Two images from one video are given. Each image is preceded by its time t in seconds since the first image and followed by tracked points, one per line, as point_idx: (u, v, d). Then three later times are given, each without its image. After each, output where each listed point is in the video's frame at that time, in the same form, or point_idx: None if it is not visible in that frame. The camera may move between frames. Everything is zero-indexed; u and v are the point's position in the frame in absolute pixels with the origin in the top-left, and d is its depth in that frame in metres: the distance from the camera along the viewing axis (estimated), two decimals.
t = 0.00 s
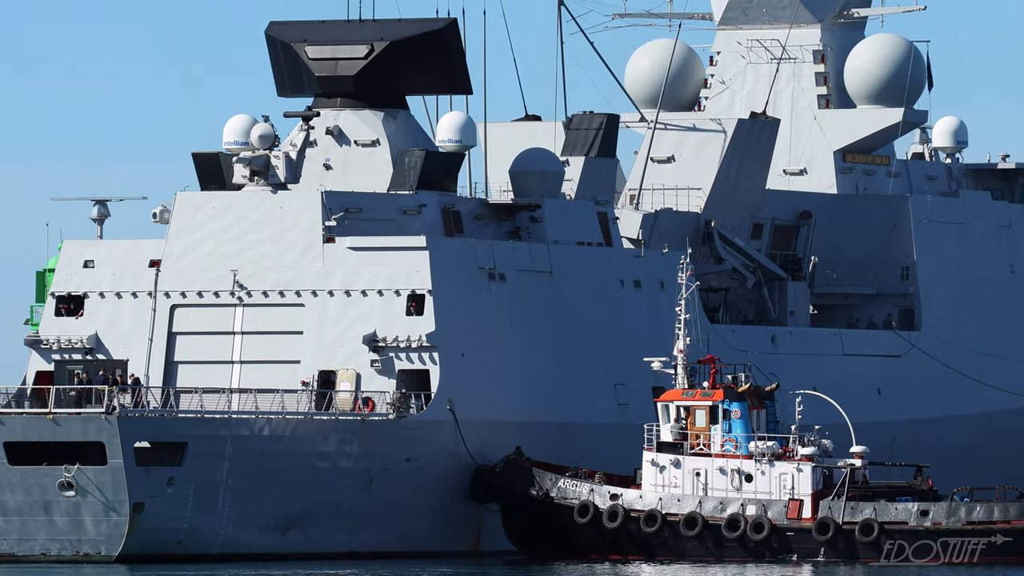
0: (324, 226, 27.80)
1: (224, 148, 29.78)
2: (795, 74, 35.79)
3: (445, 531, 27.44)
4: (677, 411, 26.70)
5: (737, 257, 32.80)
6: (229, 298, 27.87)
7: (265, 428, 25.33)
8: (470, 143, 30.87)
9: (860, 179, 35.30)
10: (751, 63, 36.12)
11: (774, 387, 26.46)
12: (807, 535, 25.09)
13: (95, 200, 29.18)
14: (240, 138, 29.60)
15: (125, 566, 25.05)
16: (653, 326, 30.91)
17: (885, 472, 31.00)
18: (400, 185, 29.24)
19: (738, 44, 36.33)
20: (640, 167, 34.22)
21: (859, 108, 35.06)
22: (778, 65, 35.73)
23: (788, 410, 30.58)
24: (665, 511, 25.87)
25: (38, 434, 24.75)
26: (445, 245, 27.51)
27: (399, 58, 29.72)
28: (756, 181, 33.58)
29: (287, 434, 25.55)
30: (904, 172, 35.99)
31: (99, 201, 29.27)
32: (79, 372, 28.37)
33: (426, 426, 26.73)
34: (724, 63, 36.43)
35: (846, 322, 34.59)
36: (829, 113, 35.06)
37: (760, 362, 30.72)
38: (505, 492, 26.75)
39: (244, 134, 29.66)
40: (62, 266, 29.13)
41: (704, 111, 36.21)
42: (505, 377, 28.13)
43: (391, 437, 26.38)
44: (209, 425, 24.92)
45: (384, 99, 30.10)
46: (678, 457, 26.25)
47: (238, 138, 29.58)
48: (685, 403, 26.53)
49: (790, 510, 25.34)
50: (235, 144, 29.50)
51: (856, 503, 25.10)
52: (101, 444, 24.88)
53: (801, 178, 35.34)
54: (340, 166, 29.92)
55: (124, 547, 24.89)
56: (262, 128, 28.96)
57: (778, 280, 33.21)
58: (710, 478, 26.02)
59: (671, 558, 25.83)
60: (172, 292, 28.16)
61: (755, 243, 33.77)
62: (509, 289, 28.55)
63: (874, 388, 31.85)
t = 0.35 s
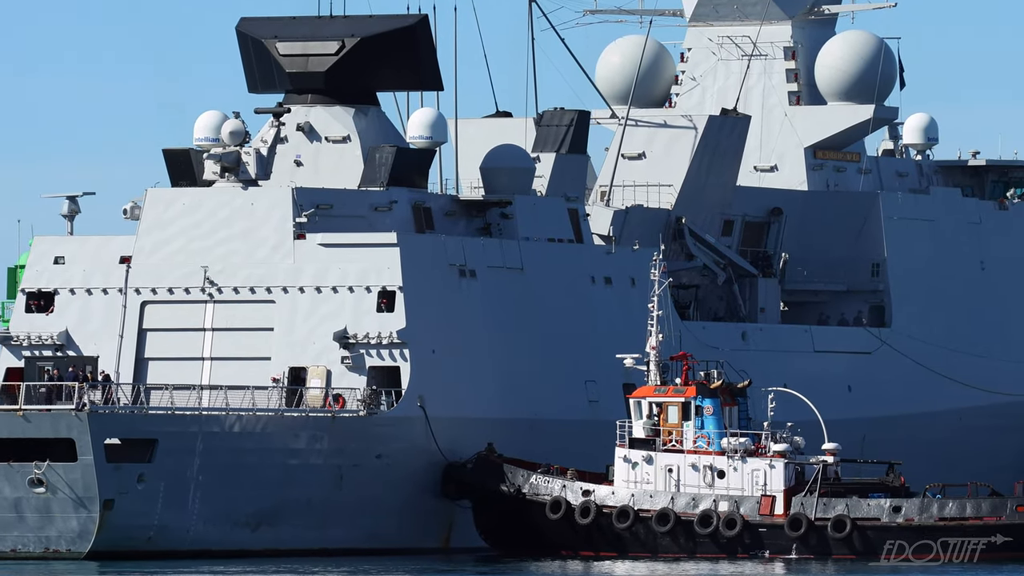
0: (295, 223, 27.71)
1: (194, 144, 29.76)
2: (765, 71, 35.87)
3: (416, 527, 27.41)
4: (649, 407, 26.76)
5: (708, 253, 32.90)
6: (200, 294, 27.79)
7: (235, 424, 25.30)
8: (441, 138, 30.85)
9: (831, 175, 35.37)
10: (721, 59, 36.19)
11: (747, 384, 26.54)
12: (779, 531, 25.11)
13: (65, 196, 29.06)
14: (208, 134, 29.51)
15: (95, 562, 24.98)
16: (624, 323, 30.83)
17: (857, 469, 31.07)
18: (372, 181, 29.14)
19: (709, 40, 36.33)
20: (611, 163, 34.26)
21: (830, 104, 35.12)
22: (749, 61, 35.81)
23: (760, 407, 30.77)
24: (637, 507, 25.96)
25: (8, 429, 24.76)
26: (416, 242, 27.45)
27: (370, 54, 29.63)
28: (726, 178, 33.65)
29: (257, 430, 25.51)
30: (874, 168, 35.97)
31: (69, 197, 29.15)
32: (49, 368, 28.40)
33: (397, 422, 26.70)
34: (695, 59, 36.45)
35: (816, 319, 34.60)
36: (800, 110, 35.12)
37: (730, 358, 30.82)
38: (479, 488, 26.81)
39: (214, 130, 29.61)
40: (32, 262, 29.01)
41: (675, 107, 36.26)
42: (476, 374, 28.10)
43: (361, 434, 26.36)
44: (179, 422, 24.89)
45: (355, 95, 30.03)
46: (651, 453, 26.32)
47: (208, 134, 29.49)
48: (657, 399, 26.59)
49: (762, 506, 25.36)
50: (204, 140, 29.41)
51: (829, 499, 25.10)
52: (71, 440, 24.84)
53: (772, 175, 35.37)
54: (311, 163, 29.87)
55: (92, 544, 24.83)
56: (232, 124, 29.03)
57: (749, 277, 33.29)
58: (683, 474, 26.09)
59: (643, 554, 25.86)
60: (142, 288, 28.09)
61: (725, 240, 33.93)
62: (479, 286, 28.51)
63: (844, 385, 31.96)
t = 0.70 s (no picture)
0: (264, 222, 27.64)
1: (164, 143, 29.64)
2: (735, 70, 35.92)
3: (386, 526, 27.36)
4: (621, 407, 26.82)
5: (677, 253, 32.98)
6: (169, 294, 27.70)
7: (205, 423, 25.30)
8: (411, 138, 30.80)
9: (801, 175, 35.48)
10: (691, 59, 36.26)
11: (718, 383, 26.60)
12: (750, 530, 25.16)
13: (34, 194, 28.93)
14: (180, 134, 29.39)
15: (64, 562, 24.87)
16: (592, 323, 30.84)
17: (827, 468, 31.14)
18: (341, 181, 29.20)
19: (679, 40, 36.45)
20: (581, 162, 34.36)
21: (800, 104, 35.23)
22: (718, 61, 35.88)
23: (732, 407, 30.75)
24: (608, 505, 25.99)
25: None
26: (386, 241, 27.40)
27: (340, 53, 29.59)
28: (696, 177, 33.77)
29: (227, 430, 25.50)
30: (844, 168, 36.12)
31: (38, 196, 29.02)
32: (17, 368, 28.46)
33: (366, 422, 26.69)
34: (665, 59, 36.51)
35: (786, 318, 34.75)
36: (770, 109, 35.21)
37: (700, 358, 30.91)
38: (450, 488, 26.88)
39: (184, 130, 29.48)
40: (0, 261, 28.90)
41: (645, 107, 36.33)
42: (446, 373, 28.06)
43: (330, 433, 26.34)
44: (148, 421, 24.86)
45: (325, 95, 29.99)
46: (622, 452, 26.37)
47: (178, 134, 29.41)
48: (629, 399, 26.66)
49: (734, 505, 25.45)
50: (174, 140, 29.33)
51: (800, 498, 25.19)
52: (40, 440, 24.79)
53: (742, 174, 35.49)
54: (280, 162, 29.78)
55: (61, 543, 24.69)
56: (202, 124, 29.09)
57: (718, 276, 33.38)
58: (654, 473, 26.13)
59: (614, 553, 25.91)
60: (112, 288, 28.00)
61: (695, 239, 34.03)
62: (449, 285, 28.45)
63: (814, 384, 32.07)
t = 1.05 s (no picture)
0: (223, 220, 27.56)
1: (123, 140, 29.42)
2: (694, 69, 36.06)
3: (345, 524, 27.34)
4: (581, 405, 26.90)
5: (636, 252, 33.06)
6: (128, 292, 27.59)
7: (163, 422, 25.23)
8: (369, 137, 30.87)
9: (759, 174, 35.56)
10: (650, 58, 36.37)
11: (678, 381, 26.63)
12: (710, 528, 25.28)
13: None
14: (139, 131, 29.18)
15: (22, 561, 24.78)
16: (550, 323, 30.72)
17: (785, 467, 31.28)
18: (299, 180, 29.05)
19: (638, 38, 36.54)
20: (539, 161, 34.40)
21: (758, 103, 35.36)
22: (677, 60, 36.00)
23: (692, 405, 30.98)
24: (568, 504, 26.10)
25: None
26: (345, 240, 27.40)
27: (299, 51, 29.54)
28: (655, 176, 33.89)
29: (185, 428, 25.44)
30: (803, 167, 36.29)
31: None
32: None
33: (324, 420, 26.64)
34: (624, 57, 36.64)
35: (745, 317, 34.89)
36: (728, 108, 35.35)
37: (659, 357, 31.06)
38: (410, 485, 26.91)
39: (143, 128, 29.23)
40: None
41: (603, 105, 36.46)
42: (406, 372, 28.03)
43: (288, 432, 26.30)
44: (106, 420, 24.79)
45: (284, 93, 29.92)
46: (583, 450, 26.44)
47: (137, 132, 29.16)
48: (589, 397, 26.71)
49: (694, 504, 25.55)
50: (134, 137, 29.13)
51: (760, 496, 25.35)
52: None
53: (700, 173, 35.61)
54: (239, 160, 29.77)
55: (18, 542, 24.60)
56: (161, 121, 28.69)
57: (677, 274, 33.53)
58: (613, 472, 26.19)
59: (574, 552, 26.01)
60: (70, 285, 27.90)
61: (654, 238, 34.11)
62: (408, 284, 28.40)
63: (772, 383, 32.22)
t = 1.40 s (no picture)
0: (175, 220, 27.39)
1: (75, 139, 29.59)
2: (647, 69, 36.17)
3: (298, 523, 27.31)
4: (535, 404, 26.96)
5: (589, 252, 33.20)
6: (80, 291, 27.59)
7: (115, 422, 25.19)
8: (322, 136, 30.82)
9: (711, 174, 35.79)
10: (603, 58, 36.49)
11: (632, 381, 26.80)
12: (663, 528, 25.40)
13: None
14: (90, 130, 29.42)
15: None
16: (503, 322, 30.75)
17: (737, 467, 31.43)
18: (253, 179, 28.96)
19: (591, 38, 36.63)
20: (491, 161, 34.49)
21: (711, 103, 35.52)
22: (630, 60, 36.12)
23: (646, 405, 31.10)
24: (523, 503, 26.14)
25: None
26: (297, 239, 27.29)
27: (252, 51, 29.46)
28: (608, 175, 33.95)
29: (136, 428, 25.38)
30: (755, 167, 36.38)
31: None
32: None
33: (276, 420, 26.59)
34: (576, 57, 36.74)
35: (697, 317, 35.03)
36: (681, 108, 35.50)
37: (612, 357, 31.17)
38: (364, 485, 26.93)
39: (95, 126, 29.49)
40: None
41: (556, 105, 36.54)
42: (359, 372, 27.98)
43: (241, 431, 26.23)
44: (58, 420, 24.79)
45: (236, 92, 29.84)
46: (537, 450, 26.49)
47: (88, 131, 29.41)
48: (543, 396, 26.83)
49: (648, 503, 25.70)
50: (86, 137, 29.36)
51: (713, 496, 25.44)
52: None
53: (653, 172, 35.74)
54: (191, 160, 29.69)
55: None
56: (113, 120, 28.87)
57: (630, 274, 33.73)
58: (568, 471, 26.27)
59: (528, 551, 26.11)
60: (22, 285, 27.89)
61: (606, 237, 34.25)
62: (360, 284, 28.27)
63: (724, 383, 32.40)
